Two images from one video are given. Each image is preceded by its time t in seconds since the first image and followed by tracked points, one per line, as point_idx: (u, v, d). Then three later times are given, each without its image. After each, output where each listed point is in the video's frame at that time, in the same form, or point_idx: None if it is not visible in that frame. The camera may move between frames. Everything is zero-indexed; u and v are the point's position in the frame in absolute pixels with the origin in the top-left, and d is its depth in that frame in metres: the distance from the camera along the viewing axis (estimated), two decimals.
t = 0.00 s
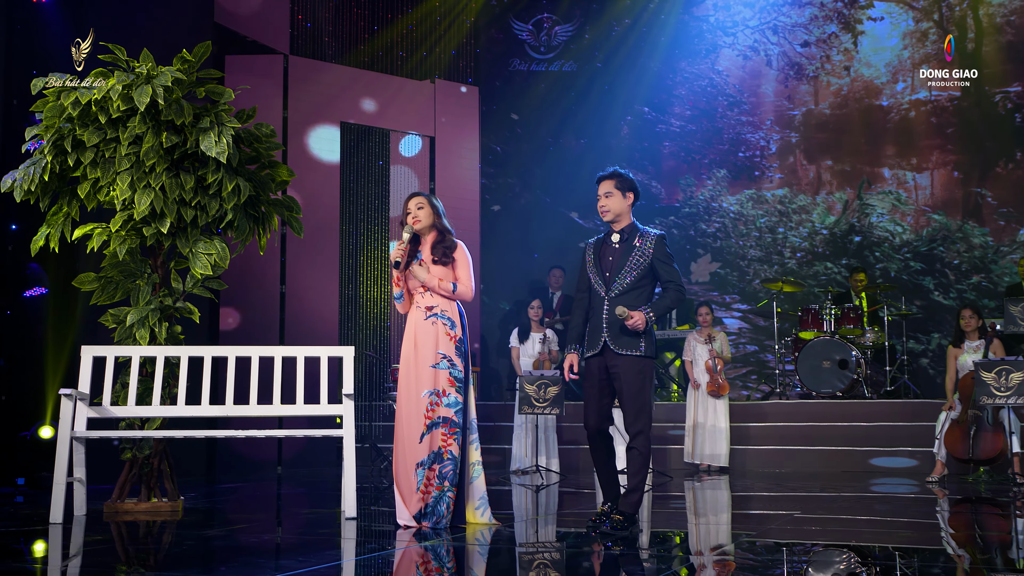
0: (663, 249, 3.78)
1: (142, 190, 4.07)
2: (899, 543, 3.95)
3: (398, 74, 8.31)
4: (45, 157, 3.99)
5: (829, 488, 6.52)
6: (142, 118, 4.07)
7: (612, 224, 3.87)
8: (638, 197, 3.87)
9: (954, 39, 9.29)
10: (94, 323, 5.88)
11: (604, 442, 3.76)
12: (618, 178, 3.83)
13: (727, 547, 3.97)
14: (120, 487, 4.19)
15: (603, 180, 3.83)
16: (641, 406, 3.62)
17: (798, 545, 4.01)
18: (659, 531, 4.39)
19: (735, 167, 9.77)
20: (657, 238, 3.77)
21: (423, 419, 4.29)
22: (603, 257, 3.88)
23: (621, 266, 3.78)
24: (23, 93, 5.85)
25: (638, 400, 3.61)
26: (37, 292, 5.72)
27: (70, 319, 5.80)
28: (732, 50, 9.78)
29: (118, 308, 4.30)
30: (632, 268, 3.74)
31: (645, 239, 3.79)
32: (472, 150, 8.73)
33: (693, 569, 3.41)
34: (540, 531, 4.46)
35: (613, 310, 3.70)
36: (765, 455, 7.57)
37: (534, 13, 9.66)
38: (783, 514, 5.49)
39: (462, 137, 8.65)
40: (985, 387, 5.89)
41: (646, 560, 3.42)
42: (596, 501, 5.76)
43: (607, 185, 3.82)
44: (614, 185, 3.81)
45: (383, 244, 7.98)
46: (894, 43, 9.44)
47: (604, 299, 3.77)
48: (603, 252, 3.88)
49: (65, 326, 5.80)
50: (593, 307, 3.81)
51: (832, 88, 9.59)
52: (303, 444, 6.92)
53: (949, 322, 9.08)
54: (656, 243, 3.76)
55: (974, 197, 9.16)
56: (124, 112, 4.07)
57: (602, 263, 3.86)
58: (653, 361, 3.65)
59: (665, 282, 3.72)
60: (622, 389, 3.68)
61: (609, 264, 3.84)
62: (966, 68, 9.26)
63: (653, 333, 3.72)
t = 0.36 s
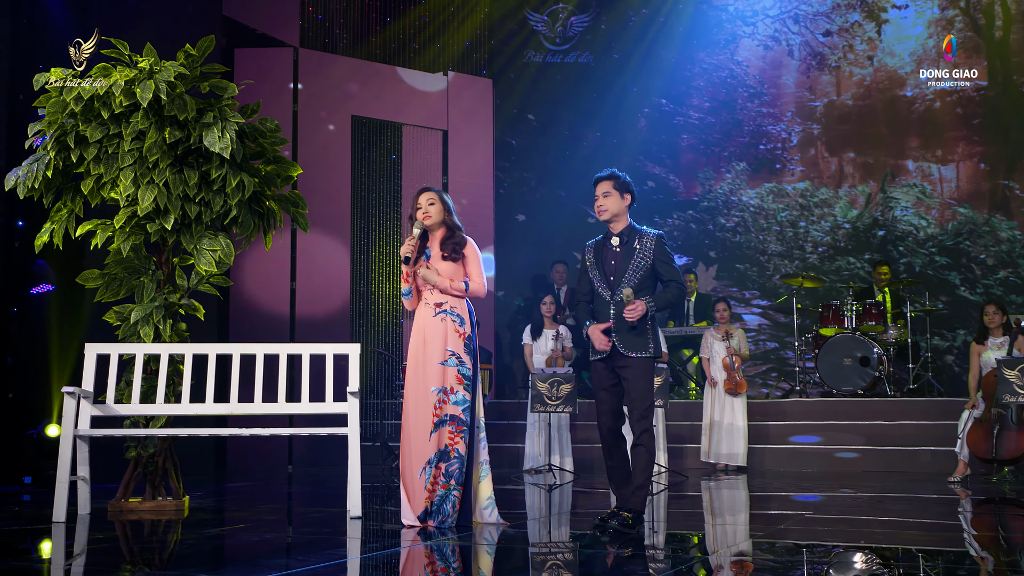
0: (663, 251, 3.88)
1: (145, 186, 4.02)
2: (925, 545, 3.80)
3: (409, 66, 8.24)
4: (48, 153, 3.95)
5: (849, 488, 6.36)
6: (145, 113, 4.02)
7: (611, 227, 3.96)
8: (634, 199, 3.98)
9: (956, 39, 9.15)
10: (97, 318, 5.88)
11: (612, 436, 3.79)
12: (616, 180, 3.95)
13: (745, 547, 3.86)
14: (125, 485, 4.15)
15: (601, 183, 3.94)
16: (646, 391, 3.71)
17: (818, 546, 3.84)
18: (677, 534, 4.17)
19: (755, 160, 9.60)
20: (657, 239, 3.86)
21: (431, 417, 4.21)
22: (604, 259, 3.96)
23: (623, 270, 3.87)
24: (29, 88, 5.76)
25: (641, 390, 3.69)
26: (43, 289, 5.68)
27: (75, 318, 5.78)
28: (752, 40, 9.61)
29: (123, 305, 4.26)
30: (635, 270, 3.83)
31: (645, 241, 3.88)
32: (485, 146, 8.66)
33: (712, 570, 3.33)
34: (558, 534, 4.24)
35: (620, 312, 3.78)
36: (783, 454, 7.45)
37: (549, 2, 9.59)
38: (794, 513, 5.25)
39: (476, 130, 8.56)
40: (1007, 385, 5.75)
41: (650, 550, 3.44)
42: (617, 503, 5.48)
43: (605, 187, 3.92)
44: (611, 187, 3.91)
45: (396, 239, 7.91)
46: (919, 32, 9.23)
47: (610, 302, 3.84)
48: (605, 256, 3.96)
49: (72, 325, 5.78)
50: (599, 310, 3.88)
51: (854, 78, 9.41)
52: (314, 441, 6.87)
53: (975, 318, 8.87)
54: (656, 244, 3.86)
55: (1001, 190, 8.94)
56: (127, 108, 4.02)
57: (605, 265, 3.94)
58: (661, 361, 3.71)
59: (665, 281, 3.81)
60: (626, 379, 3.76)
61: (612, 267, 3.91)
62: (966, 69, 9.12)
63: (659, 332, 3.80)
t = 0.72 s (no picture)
0: (668, 247, 3.92)
1: (148, 182, 3.98)
2: (950, 548, 3.64)
3: (421, 59, 8.15)
4: (51, 150, 3.91)
5: (871, 488, 6.21)
6: (148, 109, 3.97)
7: (618, 224, 3.99)
8: (642, 195, 4.00)
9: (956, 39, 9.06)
10: (95, 314, 5.86)
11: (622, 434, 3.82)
12: (624, 177, 3.95)
13: (764, 550, 3.72)
14: (130, 485, 4.12)
15: (610, 179, 3.94)
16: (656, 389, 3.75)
17: (839, 549, 3.68)
18: (693, 536, 4.02)
19: (776, 153, 9.44)
20: (663, 237, 3.92)
21: (438, 415, 4.12)
22: (612, 257, 4.00)
23: (629, 266, 3.91)
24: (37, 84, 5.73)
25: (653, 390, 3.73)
26: (50, 287, 5.66)
27: (77, 316, 5.76)
28: (773, 30, 9.44)
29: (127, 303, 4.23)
30: (642, 267, 3.88)
31: (651, 238, 3.93)
32: (499, 140, 8.58)
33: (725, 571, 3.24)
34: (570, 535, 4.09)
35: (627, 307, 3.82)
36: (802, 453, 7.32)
37: None
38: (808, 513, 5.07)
39: (489, 124, 8.48)
40: None
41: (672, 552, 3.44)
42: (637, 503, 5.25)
43: (614, 184, 3.93)
44: (620, 184, 3.92)
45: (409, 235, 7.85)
46: (944, 20, 9.07)
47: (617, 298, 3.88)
48: (612, 254, 4.00)
49: (76, 323, 5.76)
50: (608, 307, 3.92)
51: (877, 69, 9.24)
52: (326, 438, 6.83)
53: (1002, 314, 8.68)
54: (662, 242, 3.91)
55: None
56: (129, 103, 3.98)
57: (612, 263, 3.98)
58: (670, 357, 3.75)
59: (667, 276, 3.85)
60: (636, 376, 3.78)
61: (619, 264, 3.95)
62: (966, 69, 9.04)
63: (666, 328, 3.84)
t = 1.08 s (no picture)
0: (685, 248, 3.82)
1: (152, 179, 3.93)
2: (974, 552, 3.49)
3: (433, 53, 8.07)
4: (54, 147, 3.87)
5: (892, 490, 6.04)
6: (151, 105, 3.92)
7: (636, 223, 3.96)
8: (660, 198, 3.95)
9: (956, 39, 8.96)
10: (100, 313, 5.81)
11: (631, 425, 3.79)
12: (642, 178, 3.93)
13: (781, 552, 3.60)
14: (134, 485, 4.09)
15: (629, 179, 3.94)
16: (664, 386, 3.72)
17: (860, 552, 3.54)
18: (708, 538, 3.90)
19: (796, 147, 9.27)
20: (680, 237, 3.82)
21: (445, 415, 4.03)
22: (628, 254, 3.93)
23: (643, 265, 3.85)
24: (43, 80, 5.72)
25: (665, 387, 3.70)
26: (56, 284, 5.68)
27: (79, 314, 5.73)
28: (793, 21, 9.27)
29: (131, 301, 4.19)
30: (655, 268, 3.81)
31: (667, 238, 3.84)
32: (513, 134, 8.49)
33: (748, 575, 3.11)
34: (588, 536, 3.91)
35: (638, 307, 3.78)
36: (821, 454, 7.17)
37: None
38: (820, 516, 4.88)
39: (502, 118, 8.40)
40: None
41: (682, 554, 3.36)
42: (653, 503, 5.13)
43: (631, 184, 3.92)
44: (637, 184, 3.91)
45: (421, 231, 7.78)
46: (970, 10, 8.92)
47: (629, 297, 3.84)
48: (629, 252, 3.94)
49: (80, 321, 5.74)
50: (620, 305, 3.88)
51: (901, 60, 9.09)
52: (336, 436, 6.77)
53: None
54: (679, 242, 3.81)
55: None
56: (131, 100, 3.93)
57: (627, 261, 3.92)
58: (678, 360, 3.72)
59: (680, 279, 3.77)
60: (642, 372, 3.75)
61: (634, 262, 3.89)
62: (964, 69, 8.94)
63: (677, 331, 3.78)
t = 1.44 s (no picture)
0: (698, 247, 3.92)
1: (154, 177, 3.89)
2: (996, 556, 3.37)
3: (443, 46, 8.00)
4: (56, 145, 3.83)
5: (911, 492, 5.90)
6: (152, 102, 3.87)
7: (651, 225, 4.09)
8: (673, 197, 4.07)
9: (957, 39, 8.93)
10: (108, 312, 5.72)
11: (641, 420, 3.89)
12: (652, 180, 4.07)
13: (799, 554, 3.50)
14: (137, 485, 4.05)
15: (639, 182, 4.08)
16: (671, 381, 3.83)
17: (879, 555, 3.42)
18: (723, 540, 3.80)
19: (814, 141, 9.14)
20: (692, 235, 3.91)
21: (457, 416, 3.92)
22: (643, 256, 4.05)
23: (657, 266, 3.95)
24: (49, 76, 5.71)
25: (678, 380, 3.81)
26: (61, 283, 5.60)
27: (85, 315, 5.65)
28: (810, 13, 9.14)
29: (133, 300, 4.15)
30: (668, 267, 3.91)
31: (681, 237, 3.94)
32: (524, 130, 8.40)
33: None
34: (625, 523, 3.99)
35: (653, 309, 3.90)
36: (838, 454, 7.05)
37: None
38: (830, 518, 4.75)
39: (513, 113, 8.34)
40: None
41: (694, 559, 3.29)
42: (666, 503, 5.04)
43: (642, 187, 4.06)
44: (647, 187, 4.04)
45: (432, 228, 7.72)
46: (993, 1, 8.87)
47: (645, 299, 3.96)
48: (643, 253, 4.06)
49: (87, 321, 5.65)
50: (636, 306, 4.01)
51: (921, 52, 9.00)
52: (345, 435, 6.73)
53: None
54: (691, 241, 3.90)
55: None
56: (133, 97, 3.89)
57: (642, 262, 4.04)
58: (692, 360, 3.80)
59: (695, 278, 3.87)
60: (654, 370, 3.87)
61: (648, 263, 4.01)
62: (964, 69, 8.92)
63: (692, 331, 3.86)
